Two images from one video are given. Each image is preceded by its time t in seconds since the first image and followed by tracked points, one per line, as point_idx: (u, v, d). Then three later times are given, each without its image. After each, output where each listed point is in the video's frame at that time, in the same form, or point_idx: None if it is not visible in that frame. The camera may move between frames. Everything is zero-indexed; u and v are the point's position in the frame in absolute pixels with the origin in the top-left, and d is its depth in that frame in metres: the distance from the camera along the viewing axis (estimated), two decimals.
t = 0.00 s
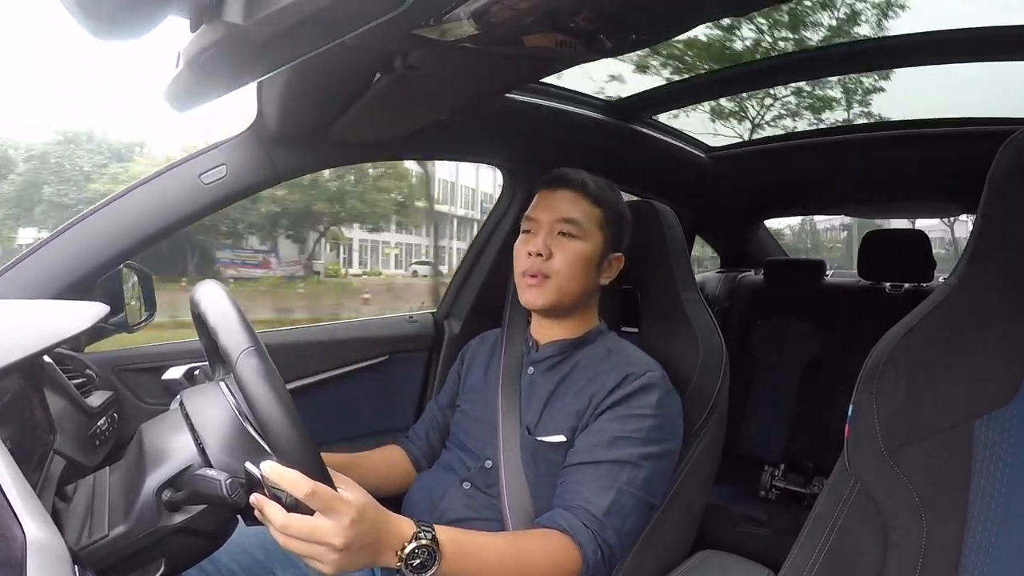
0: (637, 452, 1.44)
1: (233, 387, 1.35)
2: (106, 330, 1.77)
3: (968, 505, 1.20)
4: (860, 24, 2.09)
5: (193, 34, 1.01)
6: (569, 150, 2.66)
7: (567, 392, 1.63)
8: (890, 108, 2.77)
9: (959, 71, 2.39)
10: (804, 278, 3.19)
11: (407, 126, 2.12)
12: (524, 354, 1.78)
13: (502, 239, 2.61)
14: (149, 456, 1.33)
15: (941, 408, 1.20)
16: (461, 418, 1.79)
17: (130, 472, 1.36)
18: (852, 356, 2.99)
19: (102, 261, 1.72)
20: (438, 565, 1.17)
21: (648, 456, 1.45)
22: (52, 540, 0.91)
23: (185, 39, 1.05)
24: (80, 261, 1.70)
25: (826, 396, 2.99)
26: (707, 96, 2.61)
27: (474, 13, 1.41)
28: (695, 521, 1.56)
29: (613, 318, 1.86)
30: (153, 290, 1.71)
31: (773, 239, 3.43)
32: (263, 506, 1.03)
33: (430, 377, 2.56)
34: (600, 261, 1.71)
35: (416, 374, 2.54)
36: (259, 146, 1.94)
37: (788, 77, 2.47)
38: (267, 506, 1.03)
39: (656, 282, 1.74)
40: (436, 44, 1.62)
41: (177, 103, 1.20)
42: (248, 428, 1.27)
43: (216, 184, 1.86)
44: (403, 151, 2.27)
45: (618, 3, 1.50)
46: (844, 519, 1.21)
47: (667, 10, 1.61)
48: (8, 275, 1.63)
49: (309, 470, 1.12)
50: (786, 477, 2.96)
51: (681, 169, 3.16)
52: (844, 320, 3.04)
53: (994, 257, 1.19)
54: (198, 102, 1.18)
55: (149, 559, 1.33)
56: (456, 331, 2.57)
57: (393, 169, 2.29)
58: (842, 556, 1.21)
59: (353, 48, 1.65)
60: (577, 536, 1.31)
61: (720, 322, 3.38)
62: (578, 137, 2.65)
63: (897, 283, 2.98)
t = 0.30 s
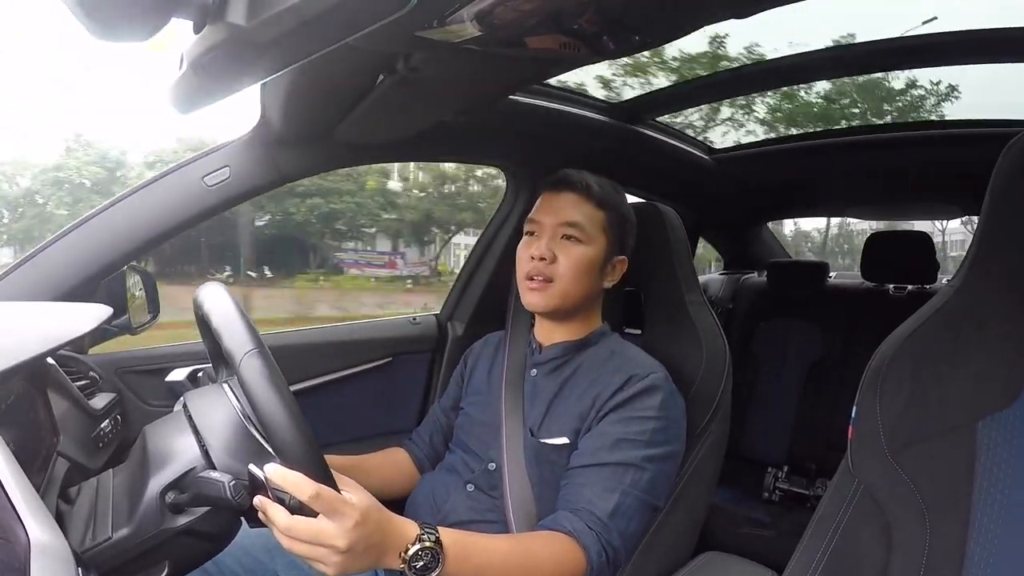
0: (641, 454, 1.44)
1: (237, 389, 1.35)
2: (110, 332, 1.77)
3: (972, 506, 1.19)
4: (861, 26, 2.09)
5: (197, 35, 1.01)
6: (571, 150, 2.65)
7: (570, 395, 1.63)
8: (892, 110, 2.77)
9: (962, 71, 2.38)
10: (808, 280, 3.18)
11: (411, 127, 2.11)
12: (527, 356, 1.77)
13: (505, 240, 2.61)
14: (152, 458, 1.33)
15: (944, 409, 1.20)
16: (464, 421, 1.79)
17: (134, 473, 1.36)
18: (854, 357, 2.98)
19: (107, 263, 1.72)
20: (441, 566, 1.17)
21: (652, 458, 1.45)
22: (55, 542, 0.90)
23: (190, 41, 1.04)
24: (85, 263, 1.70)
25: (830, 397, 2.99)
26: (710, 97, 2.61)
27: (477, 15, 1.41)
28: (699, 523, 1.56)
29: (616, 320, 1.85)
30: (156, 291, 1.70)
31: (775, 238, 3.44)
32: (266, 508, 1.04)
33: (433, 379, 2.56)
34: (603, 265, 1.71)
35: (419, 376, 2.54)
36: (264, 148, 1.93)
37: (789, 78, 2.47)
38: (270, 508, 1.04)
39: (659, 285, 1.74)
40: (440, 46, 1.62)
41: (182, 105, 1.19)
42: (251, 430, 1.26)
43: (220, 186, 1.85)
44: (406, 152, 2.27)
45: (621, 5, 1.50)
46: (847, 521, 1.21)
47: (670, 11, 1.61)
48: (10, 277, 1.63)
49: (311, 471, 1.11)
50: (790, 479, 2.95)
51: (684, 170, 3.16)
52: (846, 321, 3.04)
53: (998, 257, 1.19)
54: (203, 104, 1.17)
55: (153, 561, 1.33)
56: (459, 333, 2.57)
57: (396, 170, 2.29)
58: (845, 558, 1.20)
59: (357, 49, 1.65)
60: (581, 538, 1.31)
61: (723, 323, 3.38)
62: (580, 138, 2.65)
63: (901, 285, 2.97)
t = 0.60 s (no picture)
0: (645, 453, 1.44)
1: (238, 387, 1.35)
2: (111, 333, 1.77)
3: (974, 506, 1.18)
4: (863, 25, 2.09)
5: (199, 36, 1.00)
6: (572, 150, 2.65)
7: (571, 394, 1.63)
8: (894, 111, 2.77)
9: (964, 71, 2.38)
10: (811, 279, 3.17)
11: (414, 127, 2.12)
12: (527, 355, 1.77)
13: (507, 240, 2.61)
14: (154, 458, 1.33)
15: (945, 409, 1.19)
16: (465, 420, 1.79)
17: (135, 473, 1.36)
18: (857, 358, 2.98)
19: (110, 263, 1.73)
20: (443, 567, 1.17)
21: (654, 457, 1.45)
22: (57, 541, 0.90)
23: (190, 41, 1.04)
24: (87, 263, 1.70)
25: (831, 397, 2.99)
26: (712, 97, 2.61)
27: (479, 15, 1.41)
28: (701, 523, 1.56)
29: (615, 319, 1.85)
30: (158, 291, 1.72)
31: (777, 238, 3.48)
32: (270, 510, 1.04)
33: (436, 378, 2.57)
34: (598, 264, 1.70)
35: (421, 375, 2.54)
36: (266, 148, 1.93)
37: (791, 78, 2.47)
38: (273, 510, 1.04)
39: (661, 284, 1.74)
40: (442, 47, 1.62)
41: (183, 105, 1.19)
42: (252, 430, 1.27)
43: (221, 186, 1.86)
44: (408, 152, 2.27)
45: (622, 6, 1.50)
46: (850, 521, 1.21)
47: (672, 10, 1.61)
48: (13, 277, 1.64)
49: (311, 469, 1.11)
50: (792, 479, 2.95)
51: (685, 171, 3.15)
52: (848, 321, 3.03)
53: (1001, 257, 1.19)
54: (204, 103, 1.17)
55: (154, 561, 1.33)
56: (461, 332, 2.57)
57: (397, 170, 2.29)
58: (845, 558, 1.21)
59: (360, 49, 1.66)
60: (585, 538, 1.31)
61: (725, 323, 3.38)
62: (581, 138, 2.65)
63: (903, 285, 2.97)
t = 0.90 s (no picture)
0: (645, 451, 1.44)
1: (240, 387, 1.35)
2: (112, 332, 1.77)
3: (975, 506, 1.18)
4: (863, 26, 2.09)
5: (198, 36, 1.00)
6: (572, 150, 2.66)
7: (571, 392, 1.63)
8: (894, 111, 2.77)
9: (964, 71, 2.38)
10: (811, 279, 3.17)
11: (414, 127, 2.12)
12: (528, 354, 1.77)
13: (507, 240, 2.61)
14: (154, 457, 1.33)
15: (945, 408, 1.20)
16: (466, 420, 1.79)
17: (135, 471, 1.36)
18: (857, 357, 2.98)
19: (109, 261, 1.72)
20: (444, 567, 1.17)
21: (655, 455, 1.45)
22: (57, 541, 0.90)
23: (190, 40, 1.04)
24: (88, 263, 1.70)
25: (831, 396, 2.99)
26: (713, 97, 2.61)
27: (479, 15, 1.41)
28: (701, 522, 1.55)
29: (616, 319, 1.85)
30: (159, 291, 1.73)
31: (777, 236, 3.55)
32: (271, 511, 1.04)
33: (437, 377, 2.59)
34: (595, 259, 1.70)
35: (421, 374, 2.56)
36: (267, 147, 1.93)
37: (792, 78, 2.47)
38: (274, 511, 1.04)
39: (662, 284, 1.74)
40: (442, 46, 1.62)
41: (184, 104, 1.19)
42: (254, 431, 1.27)
43: (221, 185, 1.86)
44: (409, 152, 2.28)
45: (622, 5, 1.50)
46: (851, 521, 1.21)
47: (672, 10, 1.61)
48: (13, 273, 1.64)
49: (312, 468, 1.11)
50: (792, 478, 2.94)
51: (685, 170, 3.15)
52: (848, 321, 3.04)
53: (1000, 256, 1.19)
54: (205, 102, 1.17)
55: (154, 560, 1.33)
56: (461, 331, 2.59)
57: (398, 169, 2.30)
58: (845, 558, 1.20)
59: (361, 49, 1.67)
60: (585, 536, 1.31)
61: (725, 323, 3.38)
62: (581, 138, 2.65)
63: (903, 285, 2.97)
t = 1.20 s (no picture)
0: (643, 447, 1.44)
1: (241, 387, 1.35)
2: (111, 331, 1.77)
3: (975, 506, 1.19)
4: (862, 25, 2.09)
5: (198, 34, 1.00)
6: (571, 149, 2.66)
7: (569, 391, 1.63)
8: (893, 110, 2.77)
9: (965, 69, 2.38)
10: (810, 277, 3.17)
11: (413, 127, 2.12)
12: (527, 352, 1.78)
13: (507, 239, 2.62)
14: (154, 455, 1.33)
15: (945, 407, 1.20)
16: (466, 420, 1.79)
17: (135, 470, 1.36)
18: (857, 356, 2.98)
19: (108, 260, 1.72)
20: (442, 565, 1.16)
21: (653, 451, 1.45)
22: (55, 540, 0.90)
23: (189, 41, 1.04)
24: (87, 262, 1.69)
25: (831, 395, 2.99)
26: (712, 95, 2.61)
27: (478, 14, 1.41)
28: (701, 521, 1.55)
29: (616, 318, 1.85)
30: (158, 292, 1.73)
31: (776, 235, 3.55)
32: (271, 511, 1.03)
33: (437, 376, 2.60)
34: (587, 256, 1.69)
35: (421, 373, 2.56)
36: (265, 146, 1.93)
37: (792, 77, 2.47)
38: (275, 512, 1.04)
39: (662, 283, 1.74)
40: (440, 45, 1.62)
41: (183, 106, 1.19)
42: (254, 430, 1.27)
43: (221, 184, 1.85)
44: (409, 151, 2.28)
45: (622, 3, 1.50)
46: (851, 519, 1.20)
47: (671, 9, 1.61)
48: (19, 270, 1.64)
49: (312, 465, 1.11)
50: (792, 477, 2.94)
51: (685, 169, 3.15)
52: (847, 319, 3.04)
53: (999, 254, 1.19)
54: (205, 104, 1.16)
55: (154, 559, 1.35)
56: (461, 331, 2.60)
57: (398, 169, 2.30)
58: (845, 557, 1.19)
59: (360, 49, 1.67)
60: (585, 532, 1.31)
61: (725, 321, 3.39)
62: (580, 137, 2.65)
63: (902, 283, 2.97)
